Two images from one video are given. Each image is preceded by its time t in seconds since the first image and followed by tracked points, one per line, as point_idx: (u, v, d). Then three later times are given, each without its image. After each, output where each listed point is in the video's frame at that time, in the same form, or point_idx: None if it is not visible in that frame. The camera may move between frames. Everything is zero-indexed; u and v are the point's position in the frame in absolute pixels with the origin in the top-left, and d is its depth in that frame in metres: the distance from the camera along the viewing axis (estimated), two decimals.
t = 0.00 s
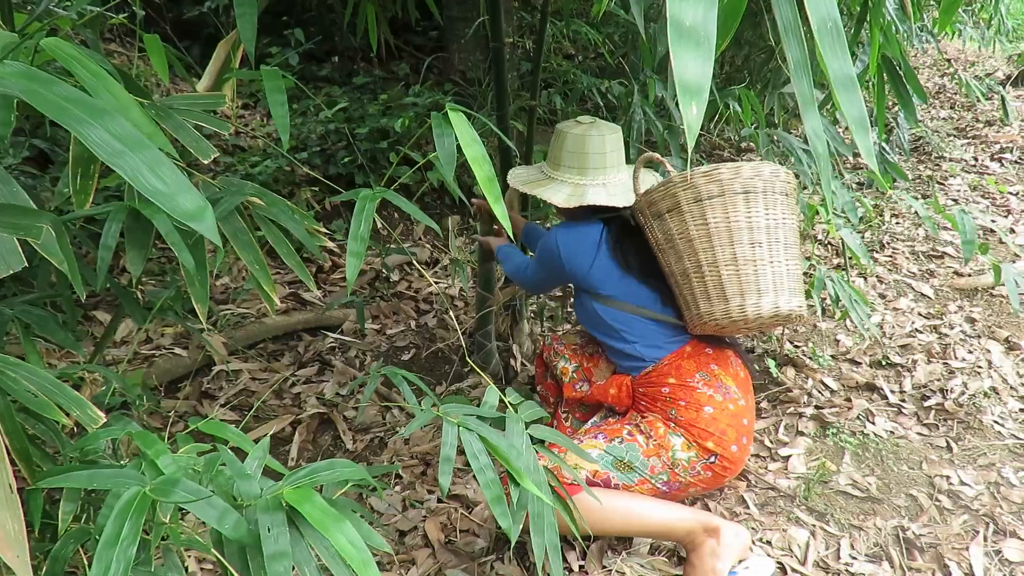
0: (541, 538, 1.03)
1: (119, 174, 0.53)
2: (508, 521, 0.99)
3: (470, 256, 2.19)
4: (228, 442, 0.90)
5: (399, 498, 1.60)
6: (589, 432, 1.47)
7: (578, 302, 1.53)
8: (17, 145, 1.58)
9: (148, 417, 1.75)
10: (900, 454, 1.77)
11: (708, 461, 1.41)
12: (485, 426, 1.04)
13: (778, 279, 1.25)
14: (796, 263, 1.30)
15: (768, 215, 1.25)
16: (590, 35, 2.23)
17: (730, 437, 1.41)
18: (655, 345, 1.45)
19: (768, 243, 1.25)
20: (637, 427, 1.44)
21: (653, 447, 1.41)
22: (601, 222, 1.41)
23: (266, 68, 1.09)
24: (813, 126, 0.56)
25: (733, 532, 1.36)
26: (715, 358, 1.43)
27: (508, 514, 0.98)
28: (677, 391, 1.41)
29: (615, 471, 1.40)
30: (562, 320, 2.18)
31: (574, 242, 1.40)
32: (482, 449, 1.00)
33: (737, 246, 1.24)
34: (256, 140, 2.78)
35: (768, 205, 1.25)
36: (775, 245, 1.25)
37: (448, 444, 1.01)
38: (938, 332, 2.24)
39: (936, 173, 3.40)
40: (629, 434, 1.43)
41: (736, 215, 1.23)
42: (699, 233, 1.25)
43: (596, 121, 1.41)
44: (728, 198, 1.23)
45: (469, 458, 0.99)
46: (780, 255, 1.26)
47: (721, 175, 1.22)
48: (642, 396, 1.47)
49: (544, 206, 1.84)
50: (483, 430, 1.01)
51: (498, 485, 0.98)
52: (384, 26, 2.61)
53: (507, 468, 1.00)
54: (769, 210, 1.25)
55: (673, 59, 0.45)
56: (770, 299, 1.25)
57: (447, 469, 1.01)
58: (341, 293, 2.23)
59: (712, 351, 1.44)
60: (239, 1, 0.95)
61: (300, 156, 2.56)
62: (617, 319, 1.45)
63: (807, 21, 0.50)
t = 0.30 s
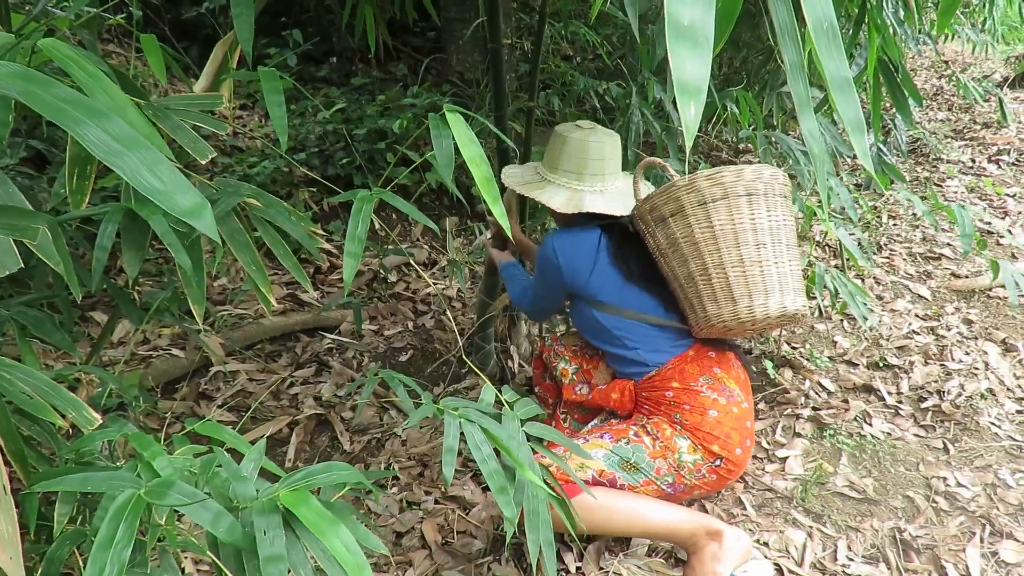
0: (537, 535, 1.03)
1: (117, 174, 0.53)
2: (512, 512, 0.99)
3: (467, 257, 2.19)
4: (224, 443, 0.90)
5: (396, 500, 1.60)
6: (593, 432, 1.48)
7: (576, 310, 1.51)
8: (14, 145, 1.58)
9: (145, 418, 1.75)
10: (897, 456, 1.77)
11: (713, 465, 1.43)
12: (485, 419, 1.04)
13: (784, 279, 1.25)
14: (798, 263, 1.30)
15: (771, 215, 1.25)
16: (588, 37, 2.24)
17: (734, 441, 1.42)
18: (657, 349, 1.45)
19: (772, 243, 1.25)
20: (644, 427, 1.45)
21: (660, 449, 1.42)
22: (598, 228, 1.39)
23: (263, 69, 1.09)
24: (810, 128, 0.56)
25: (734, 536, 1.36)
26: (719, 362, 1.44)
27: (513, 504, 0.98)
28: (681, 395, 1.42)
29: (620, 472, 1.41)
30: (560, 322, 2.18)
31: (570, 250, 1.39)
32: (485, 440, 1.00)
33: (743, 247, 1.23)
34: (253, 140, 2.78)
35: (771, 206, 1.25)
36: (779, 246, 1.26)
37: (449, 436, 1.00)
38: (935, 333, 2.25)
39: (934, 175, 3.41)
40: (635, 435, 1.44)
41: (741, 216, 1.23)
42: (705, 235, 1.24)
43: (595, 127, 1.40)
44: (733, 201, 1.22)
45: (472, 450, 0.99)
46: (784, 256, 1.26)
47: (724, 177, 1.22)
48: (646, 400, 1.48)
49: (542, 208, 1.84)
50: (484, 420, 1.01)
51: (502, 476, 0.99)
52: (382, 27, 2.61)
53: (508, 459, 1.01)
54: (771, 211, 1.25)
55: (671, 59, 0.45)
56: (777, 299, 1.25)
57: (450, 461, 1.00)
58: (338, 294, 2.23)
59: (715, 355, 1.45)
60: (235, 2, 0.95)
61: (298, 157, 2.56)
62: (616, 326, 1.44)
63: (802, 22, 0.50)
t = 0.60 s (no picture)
0: (532, 538, 1.02)
1: (106, 178, 0.53)
2: (508, 514, 0.99)
3: (464, 258, 2.19)
4: (219, 446, 0.90)
5: (392, 502, 1.60)
6: (588, 434, 1.48)
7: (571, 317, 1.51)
8: (9, 148, 1.58)
9: (141, 420, 1.75)
10: (893, 456, 1.77)
11: (706, 470, 1.43)
12: (481, 421, 1.04)
13: (782, 284, 1.25)
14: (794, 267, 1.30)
15: (768, 220, 1.25)
16: (584, 38, 2.24)
17: (728, 446, 1.42)
18: (655, 354, 1.45)
19: (770, 248, 1.25)
20: (638, 430, 1.45)
21: (653, 453, 1.42)
22: (594, 233, 1.40)
23: (257, 72, 1.10)
24: (796, 136, 0.56)
25: (727, 535, 1.37)
26: (714, 367, 1.44)
27: (509, 507, 0.97)
28: (675, 401, 1.42)
29: (612, 473, 1.41)
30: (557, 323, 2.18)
31: (567, 256, 1.39)
32: (481, 443, 1.00)
33: (742, 251, 1.23)
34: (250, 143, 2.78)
35: (768, 211, 1.25)
36: (777, 250, 1.26)
37: (445, 437, 1.00)
38: (931, 334, 2.25)
39: (929, 175, 3.42)
40: (628, 438, 1.43)
41: (738, 220, 1.23)
42: (703, 239, 1.24)
43: (592, 129, 1.38)
44: (731, 205, 1.23)
45: (468, 452, 1.00)
46: (782, 260, 1.26)
47: (721, 182, 1.22)
48: (641, 404, 1.48)
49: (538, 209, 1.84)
50: (480, 423, 1.01)
51: (498, 478, 0.99)
52: (378, 28, 2.61)
53: (504, 463, 1.01)
54: (769, 216, 1.25)
55: (656, 68, 0.45)
56: (776, 304, 1.25)
57: (446, 463, 1.00)
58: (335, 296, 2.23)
59: (711, 361, 1.45)
60: (229, 5, 0.95)
61: (294, 159, 2.56)
62: (612, 331, 1.45)
63: (787, 31, 0.50)
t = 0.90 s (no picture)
0: (525, 544, 1.03)
1: (103, 183, 0.54)
2: (502, 522, 0.99)
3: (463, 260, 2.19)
4: (217, 448, 0.90)
5: (391, 503, 1.60)
6: (590, 434, 1.48)
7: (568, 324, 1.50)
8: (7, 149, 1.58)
9: (140, 422, 1.75)
10: (891, 458, 1.78)
11: (709, 474, 1.43)
12: (477, 428, 1.04)
13: (781, 289, 1.26)
14: (791, 268, 1.31)
15: (764, 224, 1.25)
16: (582, 40, 2.24)
17: (731, 451, 1.43)
18: (655, 360, 1.45)
19: (767, 253, 1.25)
20: (641, 433, 1.45)
21: (656, 456, 1.42)
22: (591, 241, 1.39)
23: (255, 76, 1.10)
24: (793, 138, 0.57)
25: (727, 539, 1.37)
26: (716, 371, 1.43)
27: (501, 515, 0.98)
28: (678, 406, 1.42)
29: (615, 475, 1.41)
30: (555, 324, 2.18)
31: (565, 264, 1.37)
32: (475, 450, 1.00)
33: (740, 260, 1.24)
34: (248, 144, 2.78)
35: (763, 215, 1.25)
36: (773, 255, 1.27)
37: (440, 444, 1.00)
38: (929, 335, 2.26)
39: (927, 177, 3.42)
40: (632, 440, 1.43)
41: (735, 227, 1.23)
42: (700, 249, 1.24)
43: (558, 138, 1.39)
44: (726, 212, 1.22)
45: (462, 458, 0.99)
46: (779, 264, 1.27)
47: (716, 190, 1.22)
48: (644, 408, 1.48)
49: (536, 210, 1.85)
50: (475, 430, 1.01)
51: (492, 486, 0.98)
52: (377, 30, 2.61)
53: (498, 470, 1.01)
54: (764, 220, 1.25)
55: (655, 71, 0.45)
56: (776, 310, 1.26)
57: (440, 469, 1.00)
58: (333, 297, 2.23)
59: (713, 365, 1.44)
60: (228, 8, 0.95)
61: (293, 161, 2.57)
62: (610, 339, 1.44)
63: (785, 35, 0.50)
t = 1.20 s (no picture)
0: (527, 548, 1.03)
1: (106, 185, 0.54)
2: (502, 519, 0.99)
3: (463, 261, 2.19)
4: (217, 450, 0.90)
5: (391, 505, 1.60)
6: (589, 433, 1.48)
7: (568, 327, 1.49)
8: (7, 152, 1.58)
9: (140, 424, 1.75)
10: (890, 459, 1.78)
11: (708, 473, 1.44)
12: (478, 424, 1.04)
13: (785, 297, 1.27)
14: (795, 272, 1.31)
15: (767, 231, 1.24)
16: (582, 42, 2.25)
17: (730, 451, 1.43)
18: (656, 361, 1.45)
19: (771, 260, 1.25)
20: (640, 432, 1.45)
21: (655, 455, 1.43)
22: (592, 243, 1.40)
23: (255, 78, 1.10)
24: (795, 139, 0.57)
25: (727, 539, 1.38)
26: (716, 371, 1.43)
27: (504, 510, 0.98)
28: (678, 405, 1.43)
29: (614, 475, 1.41)
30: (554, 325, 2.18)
31: (567, 266, 1.38)
32: (476, 446, 1.00)
33: (744, 268, 1.24)
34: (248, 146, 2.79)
35: (766, 222, 1.24)
36: (777, 261, 1.26)
37: (441, 441, 1.01)
38: (928, 336, 2.26)
39: (927, 178, 3.43)
40: (631, 440, 1.44)
41: (739, 236, 1.22)
42: (704, 258, 1.23)
43: (550, 138, 1.38)
44: (730, 220, 1.21)
45: (463, 454, 1.00)
46: (783, 271, 1.27)
47: (719, 199, 1.21)
48: (643, 407, 1.48)
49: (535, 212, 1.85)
50: (476, 427, 1.01)
51: (493, 482, 0.99)
52: (377, 32, 2.62)
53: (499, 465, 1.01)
54: (768, 226, 1.25)
55: (656, 71, 0.45)
56: (780, 318, 1.27)
57: (441, 467, 1.00)
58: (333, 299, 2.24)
59: (712, 364, 1.44)
60: (228, 11, 0.95)
61: (292, 162, 2.57)
62: (613, 343, 1.44)
63: (786, 34, 0.50)
